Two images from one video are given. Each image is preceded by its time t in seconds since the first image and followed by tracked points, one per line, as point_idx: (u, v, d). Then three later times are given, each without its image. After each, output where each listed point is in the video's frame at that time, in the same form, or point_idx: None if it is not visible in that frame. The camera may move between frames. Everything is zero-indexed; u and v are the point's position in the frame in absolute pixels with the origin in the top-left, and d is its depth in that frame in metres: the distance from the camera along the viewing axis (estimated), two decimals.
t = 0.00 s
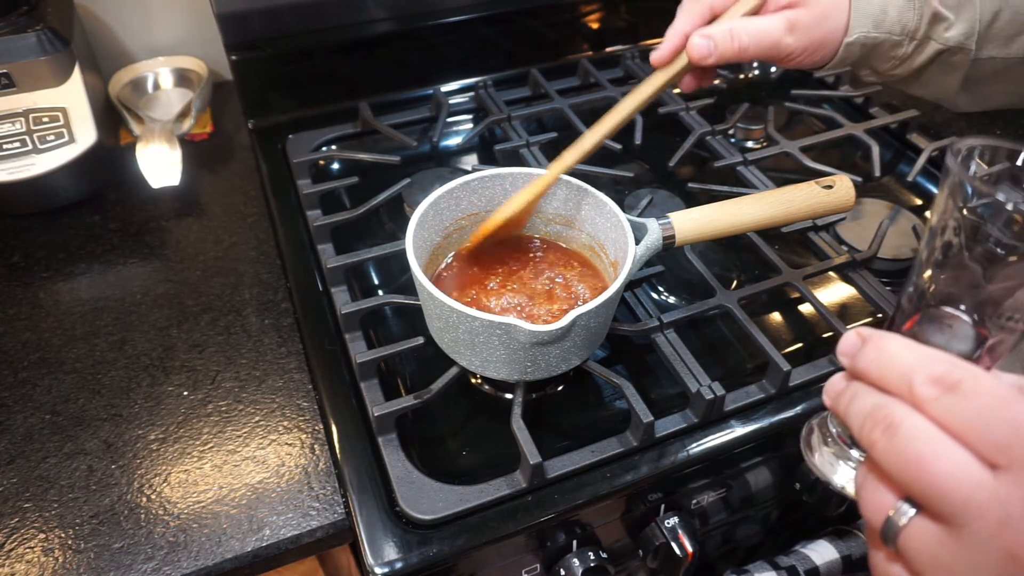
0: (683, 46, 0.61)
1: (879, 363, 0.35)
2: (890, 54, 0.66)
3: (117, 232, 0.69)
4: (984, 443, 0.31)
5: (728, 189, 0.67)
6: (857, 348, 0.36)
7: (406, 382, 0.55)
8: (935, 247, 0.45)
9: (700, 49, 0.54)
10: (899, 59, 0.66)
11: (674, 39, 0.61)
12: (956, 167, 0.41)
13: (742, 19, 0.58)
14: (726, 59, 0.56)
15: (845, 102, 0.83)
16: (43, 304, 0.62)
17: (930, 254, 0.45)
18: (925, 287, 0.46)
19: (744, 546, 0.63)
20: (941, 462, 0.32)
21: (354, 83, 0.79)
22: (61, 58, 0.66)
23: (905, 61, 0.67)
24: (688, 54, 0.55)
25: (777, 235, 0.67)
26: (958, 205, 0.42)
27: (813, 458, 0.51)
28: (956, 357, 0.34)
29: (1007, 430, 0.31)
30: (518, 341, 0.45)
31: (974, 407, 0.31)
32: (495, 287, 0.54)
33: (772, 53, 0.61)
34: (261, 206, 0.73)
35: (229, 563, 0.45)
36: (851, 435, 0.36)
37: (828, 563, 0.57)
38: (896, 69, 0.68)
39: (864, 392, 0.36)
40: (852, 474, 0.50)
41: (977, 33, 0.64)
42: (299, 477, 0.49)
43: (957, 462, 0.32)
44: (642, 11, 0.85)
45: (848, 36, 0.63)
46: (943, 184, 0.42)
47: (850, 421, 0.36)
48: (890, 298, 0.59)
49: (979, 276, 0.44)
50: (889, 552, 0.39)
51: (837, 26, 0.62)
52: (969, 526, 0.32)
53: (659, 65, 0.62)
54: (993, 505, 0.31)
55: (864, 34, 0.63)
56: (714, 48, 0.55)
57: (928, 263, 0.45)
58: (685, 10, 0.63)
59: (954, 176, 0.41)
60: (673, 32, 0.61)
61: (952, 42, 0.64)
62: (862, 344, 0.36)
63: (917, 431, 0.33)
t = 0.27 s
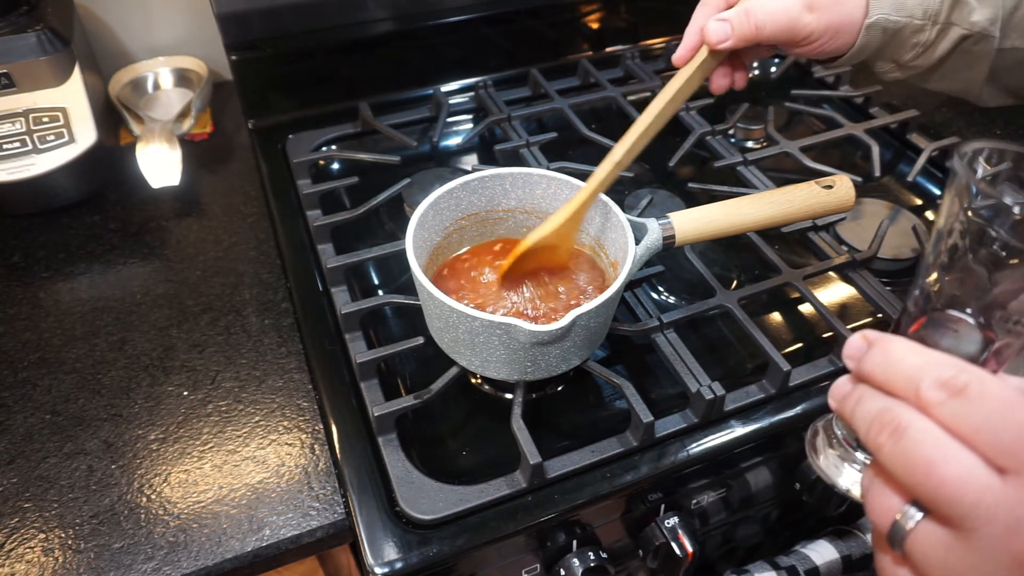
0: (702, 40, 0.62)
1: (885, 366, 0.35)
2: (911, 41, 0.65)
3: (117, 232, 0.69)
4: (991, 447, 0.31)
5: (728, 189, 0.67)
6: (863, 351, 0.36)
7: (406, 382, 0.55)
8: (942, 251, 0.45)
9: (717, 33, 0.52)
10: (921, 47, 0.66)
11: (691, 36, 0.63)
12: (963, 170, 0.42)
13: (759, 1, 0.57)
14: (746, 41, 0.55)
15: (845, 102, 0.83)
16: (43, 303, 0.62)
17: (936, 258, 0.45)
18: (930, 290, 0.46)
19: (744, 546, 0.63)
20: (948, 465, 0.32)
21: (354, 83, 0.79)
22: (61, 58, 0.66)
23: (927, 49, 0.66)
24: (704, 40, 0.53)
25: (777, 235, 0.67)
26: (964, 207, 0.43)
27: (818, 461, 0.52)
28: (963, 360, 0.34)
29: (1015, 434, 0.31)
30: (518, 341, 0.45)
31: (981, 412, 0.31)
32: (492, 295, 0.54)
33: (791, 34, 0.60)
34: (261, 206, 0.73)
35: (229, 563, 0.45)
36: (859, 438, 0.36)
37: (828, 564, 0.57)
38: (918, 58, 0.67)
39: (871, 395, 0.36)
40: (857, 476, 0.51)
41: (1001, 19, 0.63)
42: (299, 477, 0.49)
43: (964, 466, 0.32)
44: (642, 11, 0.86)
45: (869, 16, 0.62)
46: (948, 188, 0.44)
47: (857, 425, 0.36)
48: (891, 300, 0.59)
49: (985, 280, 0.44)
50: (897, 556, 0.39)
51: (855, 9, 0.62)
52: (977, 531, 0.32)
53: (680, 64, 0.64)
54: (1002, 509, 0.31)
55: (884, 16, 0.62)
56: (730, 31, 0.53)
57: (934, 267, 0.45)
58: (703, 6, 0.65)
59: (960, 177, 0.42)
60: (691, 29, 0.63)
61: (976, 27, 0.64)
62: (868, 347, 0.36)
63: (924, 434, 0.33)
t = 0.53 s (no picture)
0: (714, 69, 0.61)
1: (892, 363, 0.35)
2: (925, 57, 0.63)
3: (117, 232, 0.69)
4: (1000, 444, 0.31)
5: (728, 189, 0.67)
6: (869, 348, 0.36)
7: (406, 382, 0.55)
8: (949, 249, 0.45)
9: (729, 59, 0.49)
10: (936, 64, 0.63)
11: (704, 67, 0.62)
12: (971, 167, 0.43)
13: (771, 23, 0.54)
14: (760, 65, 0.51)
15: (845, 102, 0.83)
16: (43, 303, 0.62)
17: (942, 257, 0.46)
18: (936, 288, 0.46)
19: (744, 546, 0.63)
20: (957, 462, 0.32)
21: (354, 83, 0.79)
22: (61, 58, 0.66)
23: (943, 66, 0.64)
24: (718, 68, 0.50)
25: (777, 235, 0.67)
26: (969, 205, 0.43)
27: (823, 458, 0.51)
28: (970, 357, 0.34)
29: None
30: (518, 341, 0.45)
31: (990, 408, 0.31)
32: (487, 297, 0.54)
33: (806, 56, 0.57)
34: (261, 207, 0.73)
35: (229, 563, 0.45)
36: (865, 435, 0.36)
37: (828, 563, 0.57)
38: (934, 77, 0.64)
39: (877, 392, 0.36)
40: (862, 474, 0.50)
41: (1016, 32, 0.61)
42: (299, 477, 0.49)
43: (973, 463, 0.32)
44: (642, 11, 0.86)
45: (882, 33, 0.60)
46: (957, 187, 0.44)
47: (864, 422, 0.36)
48: (891, 300, 0.59)
49: (990, 278, 0.44)
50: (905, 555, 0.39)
51: (866, 27, 0.59)
52: (987, 528, 0.32)
53: (693, 97, 0.63)
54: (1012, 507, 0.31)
55: (897, 32, 0.60)
56: (744, 56, 0.50)
57: (940, 266, 0.46)
58: (712, 33, 0.63)
59: (967, 176, 0.42)
60: (702, 59, 0.62)
61: (993, 39, 0.61)
62: (875, 344, 0.36)
63: (932, 431, 0.33)
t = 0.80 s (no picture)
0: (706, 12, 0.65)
1: (894, 372, 0.35)
2: (918, 28, 0.69)
3: (118, 231, 0.69)
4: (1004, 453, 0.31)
5: (728, 189, 0.67)
6: (870, 355, 0.36)
7: (406, 382, 0.55)
8: (949, 255, 0.45)
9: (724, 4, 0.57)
10: (928, 35, 0.69)
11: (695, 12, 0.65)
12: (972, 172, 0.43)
13: None
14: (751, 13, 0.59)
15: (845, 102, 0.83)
16: (43, 304, 0.62)
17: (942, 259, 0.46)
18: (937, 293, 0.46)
19: (744, 546, 0.63)
20: (960, 473, 0.32)
21: (354, 83, 0.79)
22: (62, 58, 0.66)
23: (934, 38, 0.69)
24: (715, 13, 0.57)
25: (777, 235, 0.67)
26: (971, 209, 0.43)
27: (824, 464, 0.51)
28: (972, 364, 0.34)
29: None
30: (518, 341, 0.45)
31: (993, 418, 0.31)
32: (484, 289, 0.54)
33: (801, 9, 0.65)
34: (261, 206, 0.73)
35: (229, 563, 0.45)
36: (868, 443, 0.36)
37: (828, 564, 0.57)
38: (924, 48, 0.70)
39: (879, 400, 0.36)
40: (863, 481, 0.50)
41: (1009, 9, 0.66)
42: (299, 478, 0.49)
43: (977, 473, 0.32)
44: (642, 11, 0.86)
45: None
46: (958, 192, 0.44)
47: (866, 430, 0.36)
48: (892, 300, 0.59)
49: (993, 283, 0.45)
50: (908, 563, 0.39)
51: None
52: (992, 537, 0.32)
53: (681, 40, 0.66)
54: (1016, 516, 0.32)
55: None
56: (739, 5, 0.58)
57: (941, 270, 0.46)
58: None
59: (969, 179, 0.43)
60: (694, 7, 0.65)
61: (986, 15, 0.66)
62: (876, 351, 0.36)
63: (935, 441, 0.33)
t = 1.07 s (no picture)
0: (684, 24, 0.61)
1: (891, 374, 0.35)
2: (894, 41, 0.69)
3: (117, 231, 0.69)
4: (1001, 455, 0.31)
5: (728, 189, 0.67)
6: (866, 357, 0.36)
7: (406, 382, 0.55)
8: (945, 256, 0.45)
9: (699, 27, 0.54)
10: (902, 46, 0.70)
11: (674, 20, 0.61)
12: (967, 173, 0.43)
13: None
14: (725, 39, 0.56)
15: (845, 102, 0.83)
16: (43, 304, 0.62)
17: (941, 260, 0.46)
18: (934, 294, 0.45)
19: (744, 546, 0.63)
20: (959, 475, 0.32)
21: (354, 83, 0.79)
22: (61, 58, 0.66)
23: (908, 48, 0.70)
24: (689, 35, 0.54)
25: (777, 235, 0.67)
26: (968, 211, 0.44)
27: (821, 466, 0.52)
28: (969, 366, 0.34)
29: None
30: (518, 342, 0.45)
31: (990, 421, 0.31)
32: (481, 288, 0.54)
33: (775, 35, 0.61)
34: (261, 206, 0.73)
35: (229, 563, 0.45)
36: (865, 444, 0.36)
37: (828, 563, 0.57)
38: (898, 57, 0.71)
39: (876, 402, 0.36)
40: (860, 482, 0.51)
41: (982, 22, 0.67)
42: (299, 478, 0.49)
43: (974, 476, 0.32)
44: (642, 11, 0.86)
45: (853, 18, 0.65)
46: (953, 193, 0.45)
47: (863, 431, 0.36)
48: (892, 300, 0.59)
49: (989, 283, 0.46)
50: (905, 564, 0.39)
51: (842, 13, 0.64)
52: (988, 540, 0.33)
53: (660, 47, 0.61)
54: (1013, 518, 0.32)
55: (867, 17, 0.65)
56: (713, 27, 0.54)
57: (938, 271, 0.45)
58: None
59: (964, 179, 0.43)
60: (673, 14, 0.62)
61: (957, 30, 0.68)
62: (872, 353, 0.36)
63: (933, 443, 0.33)
